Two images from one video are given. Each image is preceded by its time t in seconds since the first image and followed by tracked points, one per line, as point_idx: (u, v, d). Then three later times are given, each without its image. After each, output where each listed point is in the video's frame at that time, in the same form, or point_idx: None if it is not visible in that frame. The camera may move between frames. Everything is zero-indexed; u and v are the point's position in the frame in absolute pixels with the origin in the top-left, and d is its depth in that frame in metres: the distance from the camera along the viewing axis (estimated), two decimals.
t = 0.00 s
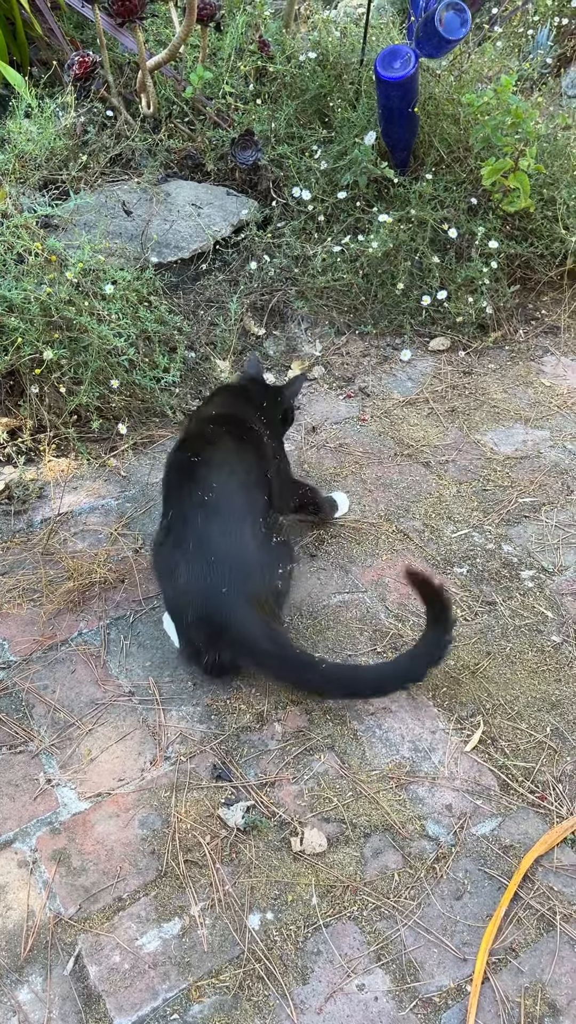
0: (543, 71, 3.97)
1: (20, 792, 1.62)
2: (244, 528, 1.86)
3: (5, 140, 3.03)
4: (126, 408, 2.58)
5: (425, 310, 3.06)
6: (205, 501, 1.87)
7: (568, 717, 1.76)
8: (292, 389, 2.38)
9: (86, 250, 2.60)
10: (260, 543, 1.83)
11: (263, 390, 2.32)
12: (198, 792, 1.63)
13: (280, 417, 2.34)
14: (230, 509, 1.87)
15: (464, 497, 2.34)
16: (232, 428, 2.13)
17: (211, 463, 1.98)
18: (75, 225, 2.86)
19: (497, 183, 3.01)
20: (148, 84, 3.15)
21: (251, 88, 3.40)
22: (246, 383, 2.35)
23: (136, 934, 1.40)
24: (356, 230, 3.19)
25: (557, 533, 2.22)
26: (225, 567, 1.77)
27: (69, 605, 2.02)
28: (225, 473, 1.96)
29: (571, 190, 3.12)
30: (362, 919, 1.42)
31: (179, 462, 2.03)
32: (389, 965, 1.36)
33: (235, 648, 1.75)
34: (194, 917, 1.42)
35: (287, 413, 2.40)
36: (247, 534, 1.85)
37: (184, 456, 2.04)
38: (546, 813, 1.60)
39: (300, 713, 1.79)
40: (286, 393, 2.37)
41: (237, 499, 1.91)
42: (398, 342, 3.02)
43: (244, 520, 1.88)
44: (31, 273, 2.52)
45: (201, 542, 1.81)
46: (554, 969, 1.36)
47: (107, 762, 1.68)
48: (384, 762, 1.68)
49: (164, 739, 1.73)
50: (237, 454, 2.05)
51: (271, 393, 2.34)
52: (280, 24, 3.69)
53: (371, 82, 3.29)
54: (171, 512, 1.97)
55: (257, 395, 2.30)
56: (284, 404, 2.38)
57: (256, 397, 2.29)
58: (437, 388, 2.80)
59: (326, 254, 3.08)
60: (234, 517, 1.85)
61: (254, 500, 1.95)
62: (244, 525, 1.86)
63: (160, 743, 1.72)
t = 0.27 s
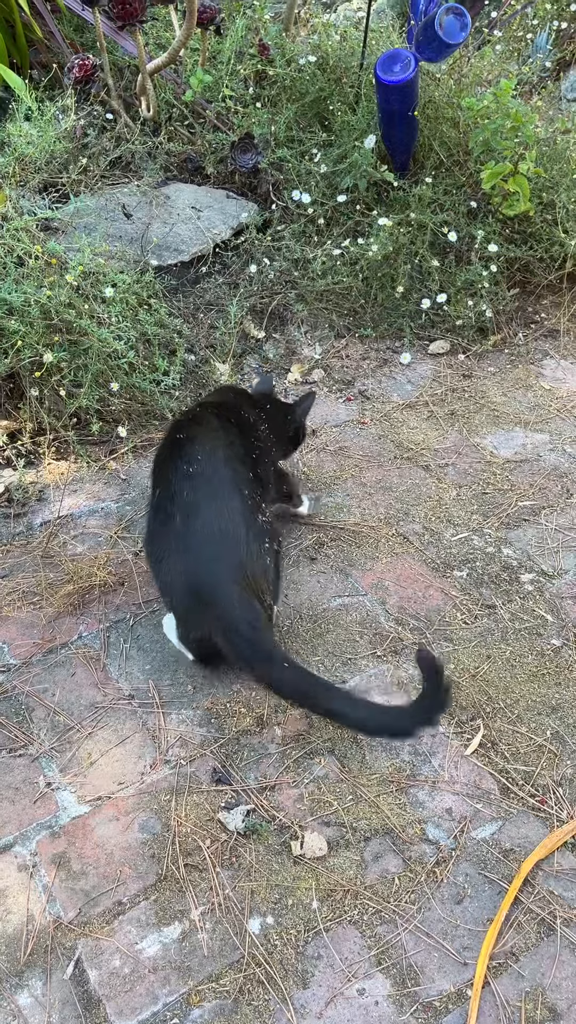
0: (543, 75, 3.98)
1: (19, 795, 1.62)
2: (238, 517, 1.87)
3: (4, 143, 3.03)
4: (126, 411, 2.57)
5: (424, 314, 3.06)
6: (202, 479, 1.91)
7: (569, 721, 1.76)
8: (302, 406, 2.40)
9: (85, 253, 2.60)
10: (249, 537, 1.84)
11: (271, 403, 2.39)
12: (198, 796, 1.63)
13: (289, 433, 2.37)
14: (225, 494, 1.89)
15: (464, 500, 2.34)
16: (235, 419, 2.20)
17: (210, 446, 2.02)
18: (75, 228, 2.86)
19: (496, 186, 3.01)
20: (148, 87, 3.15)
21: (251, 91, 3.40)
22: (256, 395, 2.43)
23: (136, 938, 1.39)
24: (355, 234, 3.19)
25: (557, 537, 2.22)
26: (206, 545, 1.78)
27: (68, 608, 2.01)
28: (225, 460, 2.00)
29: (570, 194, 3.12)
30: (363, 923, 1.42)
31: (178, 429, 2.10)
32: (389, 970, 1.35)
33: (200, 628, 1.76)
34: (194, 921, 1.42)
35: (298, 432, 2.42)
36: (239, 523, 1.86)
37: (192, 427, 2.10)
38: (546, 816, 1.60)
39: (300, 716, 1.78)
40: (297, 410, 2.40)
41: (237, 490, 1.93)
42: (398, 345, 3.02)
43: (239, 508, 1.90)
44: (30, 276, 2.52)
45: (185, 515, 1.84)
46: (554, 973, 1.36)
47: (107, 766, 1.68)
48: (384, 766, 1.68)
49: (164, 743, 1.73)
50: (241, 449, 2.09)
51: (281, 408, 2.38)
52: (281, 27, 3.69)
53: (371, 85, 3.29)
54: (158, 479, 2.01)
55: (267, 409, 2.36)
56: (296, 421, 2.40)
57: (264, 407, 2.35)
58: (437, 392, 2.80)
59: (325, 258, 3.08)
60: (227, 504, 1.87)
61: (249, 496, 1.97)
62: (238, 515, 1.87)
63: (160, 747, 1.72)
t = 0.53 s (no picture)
0: (541, 79, 3.99)
1: (18, 799, 1.61)
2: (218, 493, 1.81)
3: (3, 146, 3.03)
4: (124, 414, 2.57)
5: (422, 317, 3.06)
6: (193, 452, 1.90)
7: (567, 725, 1.76)
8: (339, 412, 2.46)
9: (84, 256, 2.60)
10: (221, 513, 1.76)
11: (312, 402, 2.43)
12: (197, 799, 1.63)
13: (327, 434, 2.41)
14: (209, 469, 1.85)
15: (463, 504, 2.34)
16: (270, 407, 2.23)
17: (216, 424, 2.02)
18: (74, 231, 2.86)
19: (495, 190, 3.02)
20: (147, 91, 3.15)
21: (249, 95, 3.41)
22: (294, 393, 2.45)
23: (135, 943, 1.39)
24: (354, 237, 3.20)
25: (555, 540, 2.22)
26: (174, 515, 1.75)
27: (67, 611, 2.01)
28: (223, 438, 1.97)
29: (568, 198, 3.13)
30: (362, 927, 1.42)
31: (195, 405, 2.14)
32: (388, 975, 1.35)
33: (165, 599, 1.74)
34: (193, 925, 1.42)
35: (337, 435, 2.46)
36: (218, 499, 1.79)
37: (209, 406, 2.12)
38: (545, 820, 1.60)
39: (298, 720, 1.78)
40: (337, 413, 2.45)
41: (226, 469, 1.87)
42: (396, 348, 3.02)
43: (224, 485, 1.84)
44: (29, 279, 2.52)
45: (178, 480, 1.83)
46: (554, 978, 1.35)
47: (106, 769, 1.68)
48: (384, 769, 1.68)
49: (163, 746, 1.73)
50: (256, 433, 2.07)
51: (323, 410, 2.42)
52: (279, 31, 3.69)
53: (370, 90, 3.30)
54: (166, 451, 2.06)
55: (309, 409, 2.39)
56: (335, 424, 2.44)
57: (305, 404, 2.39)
58: (435, 395, 2.80)
59: (324, 261, 3.08)
60: (221, 483, 1.83)
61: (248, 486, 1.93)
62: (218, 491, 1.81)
63: (159, 751, 1.72)
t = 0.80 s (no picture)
0: (538, 82, 4.00)
1: (15, 801, 1.61)
2: (219, 491, 1.94)
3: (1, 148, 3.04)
4: (122, 416, 2.57)
5: (420, 319, 3.06)
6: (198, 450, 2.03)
7: (564, 727, 1.76)
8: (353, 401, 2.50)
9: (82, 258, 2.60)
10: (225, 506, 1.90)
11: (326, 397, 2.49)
12: (194, 801, 1.63)
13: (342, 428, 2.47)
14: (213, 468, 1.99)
15: (460, 505, 2.34)
16: (283, 403, 2.33)
17: (227, 422, 2.14)
18: (72, 233, 2.87)
19: (492, 193, 3.02)
20: (145, 93, 3.16)
21: (247, 97, 3.41)
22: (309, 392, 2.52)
23: (132, 945, 1.39)
24: (352, 239, 3.20)
25: (553, 542, 2.22)
26: (178, 509, 1.90)
27: (64, 613, 2.01)
28: (231, 437, 2.09)
29: (565, 200, 3.13)
30: (359, 929, 1.42)
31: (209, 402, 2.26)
32: (385, 976, 1.35)
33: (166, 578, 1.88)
34: (190, 927, 1.42)
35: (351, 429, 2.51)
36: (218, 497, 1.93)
37: (222, 404, 2.24)
38: (542, 822, 1.60)
39: (296, 721, 1.77)
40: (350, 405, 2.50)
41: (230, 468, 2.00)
42: (394, 351, 3.02)
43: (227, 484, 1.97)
44: (27, 280, 2.53)
45: (190, 464, 1.98)
46: (550, 979, 1.36)
47: (103, 771, 1.68)
48: (381, 771, 1.68)
49: (160, 748, 1.73)
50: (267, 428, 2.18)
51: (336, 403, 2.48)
52: (277, 33, 3.70)
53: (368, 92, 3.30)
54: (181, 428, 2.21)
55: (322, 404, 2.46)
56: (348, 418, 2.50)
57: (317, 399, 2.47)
58: (433, 397, 2.81)
59: (321, 264, 3.09)
60: (228, 478, 1.97)
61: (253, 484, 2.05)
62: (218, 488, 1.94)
63: (156, 752, 1.72)
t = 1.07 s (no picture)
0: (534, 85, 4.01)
1: (10, 803, 1.62)
2: (192, 467, 1.87)
3: None
4: (118, 418, 2.57)
5: (416, 322, 3.07)
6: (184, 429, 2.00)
7: (559, 729, 1.77)
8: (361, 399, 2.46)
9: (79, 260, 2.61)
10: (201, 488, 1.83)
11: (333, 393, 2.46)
12: (189, 803, 1.63)
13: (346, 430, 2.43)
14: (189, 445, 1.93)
15: (456, 507, 2.34)
16: (286, 400, 2.30)
17: (221, 406, 2.09)
18: (68, 236, 2.87)
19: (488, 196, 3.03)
20: (142, 96, 3.16)
21: (244, 100, 3.42)
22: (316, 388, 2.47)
23: (127, 946, 1.40)
24: (348, 242, 3.21)
25: (548, 543, 2.22)
26: (147, 485, 1.87)
27: (60, 615, 2.01)
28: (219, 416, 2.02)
29: (561, 203, 3.14)
30: (353, 930, 1.42)
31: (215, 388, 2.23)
32: (380, 978, 1.36)
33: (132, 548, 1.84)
34: (185, 929, 1.42)
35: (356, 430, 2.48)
36: (187, 472, 1.85)
37: (229, 392, 2.20)
38: (536, 823, 1.60)
39: (291, 722, 1.78)
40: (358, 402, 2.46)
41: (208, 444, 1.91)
42: (390, 353, 3.03)
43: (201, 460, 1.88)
44: (23, 283, 2.53)
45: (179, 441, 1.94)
46: (545, 980, 1.36)
47: (99, 773, 1.68)
48: (375, 773, 1.68)
49: (155, 750, 1.73)
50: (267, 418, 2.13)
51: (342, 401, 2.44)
52: (274, 36, 3.71)
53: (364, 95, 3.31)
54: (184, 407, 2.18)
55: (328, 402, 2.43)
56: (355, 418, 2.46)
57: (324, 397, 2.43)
58: (429, 399, 2.81)
59: (318, 266, 3.10)
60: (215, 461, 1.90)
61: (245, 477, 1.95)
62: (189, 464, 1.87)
63: (151, 754, 1.72)
